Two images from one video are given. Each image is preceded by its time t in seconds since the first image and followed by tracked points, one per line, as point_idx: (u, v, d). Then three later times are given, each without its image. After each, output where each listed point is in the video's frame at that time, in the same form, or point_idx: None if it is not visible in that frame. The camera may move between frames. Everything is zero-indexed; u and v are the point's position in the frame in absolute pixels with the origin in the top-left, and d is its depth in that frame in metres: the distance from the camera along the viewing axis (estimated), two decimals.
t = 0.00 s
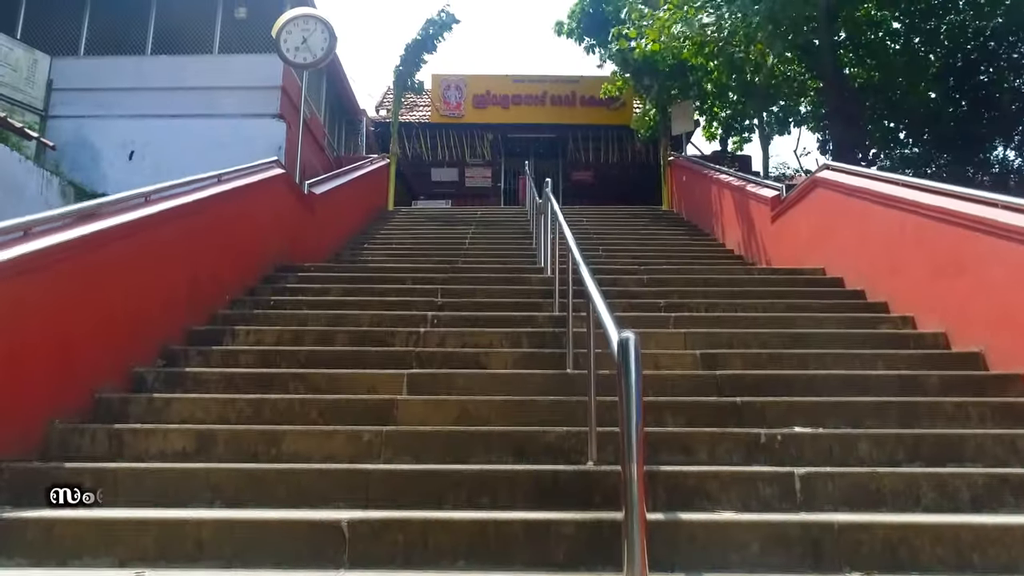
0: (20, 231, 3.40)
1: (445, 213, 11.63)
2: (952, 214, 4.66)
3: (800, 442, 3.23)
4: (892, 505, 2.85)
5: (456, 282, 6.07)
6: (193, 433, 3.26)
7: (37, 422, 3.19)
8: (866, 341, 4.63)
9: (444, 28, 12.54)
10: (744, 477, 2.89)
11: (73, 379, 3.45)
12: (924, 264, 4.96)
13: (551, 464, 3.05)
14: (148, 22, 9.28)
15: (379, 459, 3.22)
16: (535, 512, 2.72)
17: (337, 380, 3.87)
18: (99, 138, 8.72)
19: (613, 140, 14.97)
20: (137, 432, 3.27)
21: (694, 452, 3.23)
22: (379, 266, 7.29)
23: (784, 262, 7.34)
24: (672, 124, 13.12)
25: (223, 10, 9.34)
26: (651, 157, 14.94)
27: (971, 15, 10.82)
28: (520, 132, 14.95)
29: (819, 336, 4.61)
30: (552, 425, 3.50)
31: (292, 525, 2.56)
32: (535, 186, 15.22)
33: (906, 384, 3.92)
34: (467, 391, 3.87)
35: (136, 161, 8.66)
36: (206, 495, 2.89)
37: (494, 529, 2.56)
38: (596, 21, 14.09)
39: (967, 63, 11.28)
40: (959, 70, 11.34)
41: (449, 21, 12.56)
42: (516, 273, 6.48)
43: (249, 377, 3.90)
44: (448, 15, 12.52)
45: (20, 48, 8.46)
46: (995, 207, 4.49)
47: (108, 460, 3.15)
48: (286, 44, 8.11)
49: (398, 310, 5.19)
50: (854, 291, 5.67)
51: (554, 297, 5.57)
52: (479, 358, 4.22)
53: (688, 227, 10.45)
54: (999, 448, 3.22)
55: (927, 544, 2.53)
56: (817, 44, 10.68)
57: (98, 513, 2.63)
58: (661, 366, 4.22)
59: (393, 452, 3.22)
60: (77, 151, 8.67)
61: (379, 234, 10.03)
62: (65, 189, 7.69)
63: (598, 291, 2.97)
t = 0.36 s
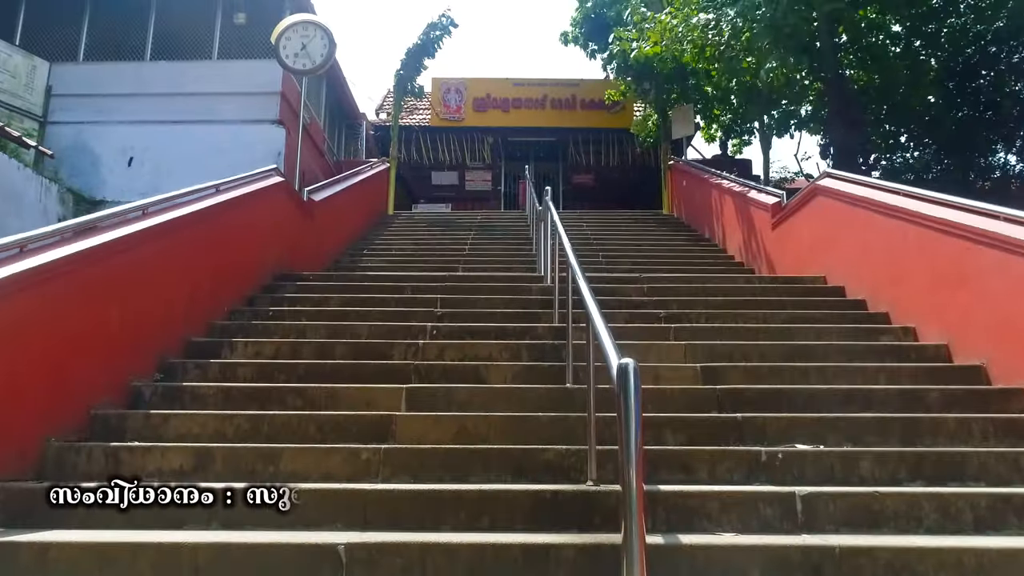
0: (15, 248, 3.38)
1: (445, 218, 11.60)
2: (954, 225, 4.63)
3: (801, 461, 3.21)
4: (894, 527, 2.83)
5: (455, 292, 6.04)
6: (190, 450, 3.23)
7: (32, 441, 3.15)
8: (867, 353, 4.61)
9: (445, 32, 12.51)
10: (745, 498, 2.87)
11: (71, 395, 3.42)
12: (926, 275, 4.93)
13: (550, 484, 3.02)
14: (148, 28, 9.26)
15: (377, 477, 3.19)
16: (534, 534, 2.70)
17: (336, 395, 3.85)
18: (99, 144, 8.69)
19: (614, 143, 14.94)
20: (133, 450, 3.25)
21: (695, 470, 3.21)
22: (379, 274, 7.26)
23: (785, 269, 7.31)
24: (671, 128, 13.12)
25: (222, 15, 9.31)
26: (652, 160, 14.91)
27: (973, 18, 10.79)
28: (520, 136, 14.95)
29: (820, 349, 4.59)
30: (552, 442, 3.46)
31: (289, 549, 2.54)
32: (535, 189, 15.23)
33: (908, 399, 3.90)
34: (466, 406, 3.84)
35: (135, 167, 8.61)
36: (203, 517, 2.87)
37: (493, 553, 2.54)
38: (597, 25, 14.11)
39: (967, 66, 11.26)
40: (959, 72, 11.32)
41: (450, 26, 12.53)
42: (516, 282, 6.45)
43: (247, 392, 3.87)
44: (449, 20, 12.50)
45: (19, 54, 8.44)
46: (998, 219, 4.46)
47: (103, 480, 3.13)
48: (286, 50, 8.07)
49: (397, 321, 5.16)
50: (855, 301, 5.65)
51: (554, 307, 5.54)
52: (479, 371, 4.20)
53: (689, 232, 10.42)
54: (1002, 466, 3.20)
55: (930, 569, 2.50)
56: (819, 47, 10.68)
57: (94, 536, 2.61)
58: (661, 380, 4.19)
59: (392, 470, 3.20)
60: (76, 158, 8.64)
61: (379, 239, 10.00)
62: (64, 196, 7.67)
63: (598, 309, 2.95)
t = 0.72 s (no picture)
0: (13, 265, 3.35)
1: (446, 223, 11.58)
2: (958, 237, 4.60)
3: (806, 481, 3.17)
4: (900, 550, 2.80)
5: (456, 300, 6.01)
6: (190, 469, 3.20)
7: (29, 461, 3.11)
8: (871, 366, 4.57)
9: (446, 37, 12.49)
10: (749, 521, 2.84)
11: (70, 412, 3.40)
12: (930, 287, 4.90)
13: (553, 505, 2.99)
14: (148, 33, 9.24)
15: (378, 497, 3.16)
16: (536, 560, 2.66)
17: (336, 412, 3.82)
18: (99, 150, 8.66)
19: (615, 147, 14.88)
20: (131, 469, 3.22)
21: (699, 490, 3.17)
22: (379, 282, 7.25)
23: (786, 277, 7.28)
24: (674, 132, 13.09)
25: (223, 21, 9.28)
26: (653, 164, 14.89)
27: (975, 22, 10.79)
28: (522, 140, 14.95)
29: (823, 362, 4.55)
30: (553, 461, 3.43)
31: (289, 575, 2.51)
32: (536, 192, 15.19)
33: (913, 415, 3.86)
34: (467, 423, 3.81)
35: (135, 173, 8.58)
36: (201, 539, 2.84)
37: None
38: (599, 30, 14.07)
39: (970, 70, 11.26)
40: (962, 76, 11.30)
41: (451, 30, 12.50)
42: (517, 291, 6.42)
43: (246, 407, 3.84)
44: (450, 25, 12.48)
45: (18, 61, 8.43)
46: (1003, 233, 4.43)
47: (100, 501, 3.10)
48: (286, 56, 8.06)
49: (397, 333, 5.13)
50: (858, 311, 5.62)
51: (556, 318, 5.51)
52: (480, 386, 4.16)
53: (690, 237, 10.39)
54: (1009, 486, 3.16)
55: None
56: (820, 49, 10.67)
57: (90, 562, 2.58)
58: (664, 395, 4.16)
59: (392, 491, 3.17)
60: (75, 164, 8.60)
61: (379, 245, 9.98)
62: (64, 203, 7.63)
63: (598, 326, 2.92)
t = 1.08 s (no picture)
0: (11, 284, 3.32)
1: (446, 228, 11.54)
2: (963, 250, 4.57)
3: (811, 503, 3.15)
4: None
5: (457, 311, 5.97)
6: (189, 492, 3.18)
7: (30, 482, 3.10)
8: (875, 380, 4.54)
9: (447, 41, 12.45)
10: (753, 545, 2.81)
11: (70, 432, 3.39)
12: (934, 299, 4.87)
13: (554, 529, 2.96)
14: (148, 40, 9.21)
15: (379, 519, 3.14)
16: None
17: (337, 429, 3.80)
18: (98, 157, 8.63)
19: (615, 151, 14.81)
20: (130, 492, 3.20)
21: (702, 512, 3.14)
22: (380, 290, 7.21)
23: (788, 285, 7.25)
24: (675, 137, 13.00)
25: (223, 26, 9.26)
26: (653, 167, 14.89)
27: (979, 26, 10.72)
28: (522, 143, 14.92)
29: (827, 376, 4.53)
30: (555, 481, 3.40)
31: None
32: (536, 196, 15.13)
33: (918, 432, 3.84)
34: (469, 440, 3.79)
35: (135, 180, 8.56)
36: (201, 564, 2.82)
37: None
38: (600, 35, 14.03)
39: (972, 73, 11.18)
40: (965, 80, 11.23)
41: (452, 34, 12.44)
42: (518, 301, 6.38)
43: (246, 424, 3.82)
44: (451, 29, 12.43)
45: (17, 68, 8.40)
46: (1008, 246, 4.39)
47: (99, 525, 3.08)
48: (286, 63, 8.01)
49: (398, 345, 5.10)
50: (861, 322, 5.59)
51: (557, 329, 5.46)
52: (482, 402, 4.13)
53: (692, 243, 10.36)
54: (1016, 507, 3.13)
55: None
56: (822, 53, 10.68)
57: None
58: (666, 411, 4.14)
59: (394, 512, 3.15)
60: (75, 171, 8.58)
61: (380, 251, 9.95)
62: (65, 213, 7.59)
63: (599, 344, 2.89)
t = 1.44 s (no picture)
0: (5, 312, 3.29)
1: (447, 235, 11.50)
2: (968, 269, 4.53)
3: (816, 534, 3.11)
4: None
5: (458, 326, 5.93)
6: (186, 523, 3.14)
7: (27, 512, 3.06)
8: (879, 400, 4.50)
9: (448, 48, 12.41)
10: None
11: (67, 459, 3.36)
12: (939, 317, 4.82)
13: (557, 562, 2.93)
14: (147, 48, 9.18)
15: (379, 550, 3.10)
16: None
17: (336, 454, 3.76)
18: (97, 167, 8.59)
19: (617, 156, 14.74)
20: (126, 522, 3.16)
21: (706, 543, 3.10)
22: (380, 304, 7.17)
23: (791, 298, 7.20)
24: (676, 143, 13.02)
25: (222, 35, 9.23)
26: (654, 172, 14.86)
27: (982, 30, 10.65)
28: (523, 148, 14.84)
29: (831, 396, 4.49)
30: (557, 509, 3.36)
31: None
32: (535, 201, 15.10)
33: (923, 456, 3.80)
34: (470, 465, 3.76)
35: (134, 190, 8.50)
36: None
37: None
38: (601, 42, 13.98)
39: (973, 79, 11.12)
40: (967, 86, 11.16)
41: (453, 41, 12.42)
42: (518, 315, 6.34)
43: (245, 449, 3.78)
44: (451, 36, 12.39)
45: (16, 78, 8.38)
46: (1014, 266, 4.34)
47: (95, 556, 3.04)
48: (286, 73, 7.97)
49: (398, 363, 5.06)
50: (865, 339, 5.55)
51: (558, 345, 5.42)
52: (482, 425, 4.09)
53: (693, 251, 10.32)
54: None
55: None
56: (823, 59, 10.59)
57: None
58: (668, 434, 4.11)
59: (394, 543, 3.11)
60: (73, 180, 8.54)
61: (380, 259, 9.90)
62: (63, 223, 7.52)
63: (600, 367, 2.86)
